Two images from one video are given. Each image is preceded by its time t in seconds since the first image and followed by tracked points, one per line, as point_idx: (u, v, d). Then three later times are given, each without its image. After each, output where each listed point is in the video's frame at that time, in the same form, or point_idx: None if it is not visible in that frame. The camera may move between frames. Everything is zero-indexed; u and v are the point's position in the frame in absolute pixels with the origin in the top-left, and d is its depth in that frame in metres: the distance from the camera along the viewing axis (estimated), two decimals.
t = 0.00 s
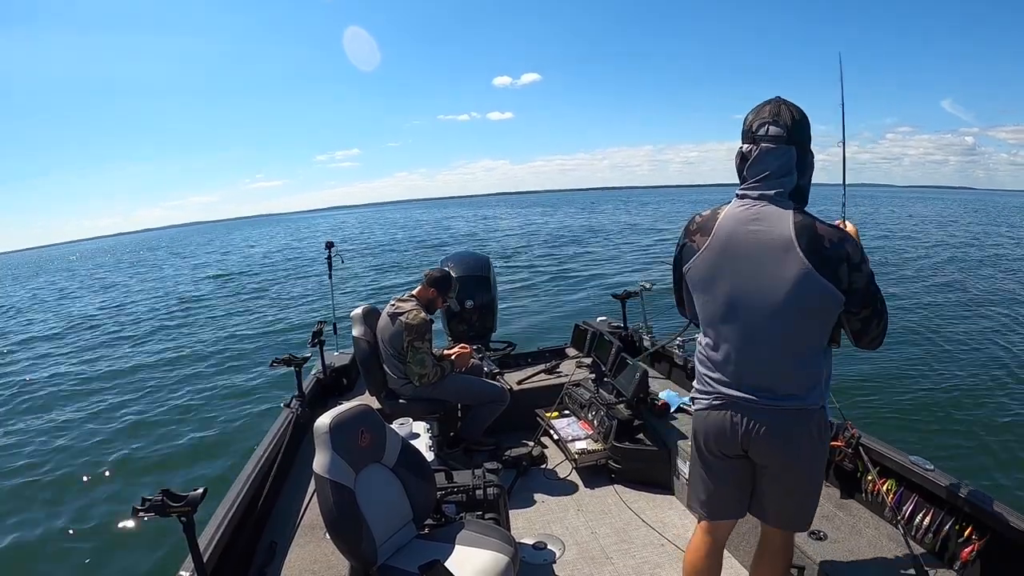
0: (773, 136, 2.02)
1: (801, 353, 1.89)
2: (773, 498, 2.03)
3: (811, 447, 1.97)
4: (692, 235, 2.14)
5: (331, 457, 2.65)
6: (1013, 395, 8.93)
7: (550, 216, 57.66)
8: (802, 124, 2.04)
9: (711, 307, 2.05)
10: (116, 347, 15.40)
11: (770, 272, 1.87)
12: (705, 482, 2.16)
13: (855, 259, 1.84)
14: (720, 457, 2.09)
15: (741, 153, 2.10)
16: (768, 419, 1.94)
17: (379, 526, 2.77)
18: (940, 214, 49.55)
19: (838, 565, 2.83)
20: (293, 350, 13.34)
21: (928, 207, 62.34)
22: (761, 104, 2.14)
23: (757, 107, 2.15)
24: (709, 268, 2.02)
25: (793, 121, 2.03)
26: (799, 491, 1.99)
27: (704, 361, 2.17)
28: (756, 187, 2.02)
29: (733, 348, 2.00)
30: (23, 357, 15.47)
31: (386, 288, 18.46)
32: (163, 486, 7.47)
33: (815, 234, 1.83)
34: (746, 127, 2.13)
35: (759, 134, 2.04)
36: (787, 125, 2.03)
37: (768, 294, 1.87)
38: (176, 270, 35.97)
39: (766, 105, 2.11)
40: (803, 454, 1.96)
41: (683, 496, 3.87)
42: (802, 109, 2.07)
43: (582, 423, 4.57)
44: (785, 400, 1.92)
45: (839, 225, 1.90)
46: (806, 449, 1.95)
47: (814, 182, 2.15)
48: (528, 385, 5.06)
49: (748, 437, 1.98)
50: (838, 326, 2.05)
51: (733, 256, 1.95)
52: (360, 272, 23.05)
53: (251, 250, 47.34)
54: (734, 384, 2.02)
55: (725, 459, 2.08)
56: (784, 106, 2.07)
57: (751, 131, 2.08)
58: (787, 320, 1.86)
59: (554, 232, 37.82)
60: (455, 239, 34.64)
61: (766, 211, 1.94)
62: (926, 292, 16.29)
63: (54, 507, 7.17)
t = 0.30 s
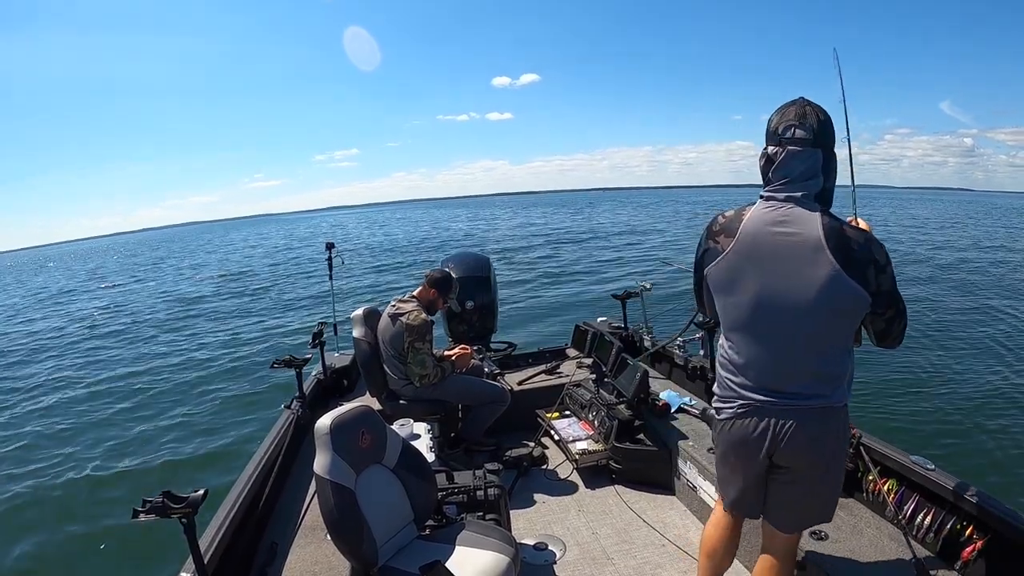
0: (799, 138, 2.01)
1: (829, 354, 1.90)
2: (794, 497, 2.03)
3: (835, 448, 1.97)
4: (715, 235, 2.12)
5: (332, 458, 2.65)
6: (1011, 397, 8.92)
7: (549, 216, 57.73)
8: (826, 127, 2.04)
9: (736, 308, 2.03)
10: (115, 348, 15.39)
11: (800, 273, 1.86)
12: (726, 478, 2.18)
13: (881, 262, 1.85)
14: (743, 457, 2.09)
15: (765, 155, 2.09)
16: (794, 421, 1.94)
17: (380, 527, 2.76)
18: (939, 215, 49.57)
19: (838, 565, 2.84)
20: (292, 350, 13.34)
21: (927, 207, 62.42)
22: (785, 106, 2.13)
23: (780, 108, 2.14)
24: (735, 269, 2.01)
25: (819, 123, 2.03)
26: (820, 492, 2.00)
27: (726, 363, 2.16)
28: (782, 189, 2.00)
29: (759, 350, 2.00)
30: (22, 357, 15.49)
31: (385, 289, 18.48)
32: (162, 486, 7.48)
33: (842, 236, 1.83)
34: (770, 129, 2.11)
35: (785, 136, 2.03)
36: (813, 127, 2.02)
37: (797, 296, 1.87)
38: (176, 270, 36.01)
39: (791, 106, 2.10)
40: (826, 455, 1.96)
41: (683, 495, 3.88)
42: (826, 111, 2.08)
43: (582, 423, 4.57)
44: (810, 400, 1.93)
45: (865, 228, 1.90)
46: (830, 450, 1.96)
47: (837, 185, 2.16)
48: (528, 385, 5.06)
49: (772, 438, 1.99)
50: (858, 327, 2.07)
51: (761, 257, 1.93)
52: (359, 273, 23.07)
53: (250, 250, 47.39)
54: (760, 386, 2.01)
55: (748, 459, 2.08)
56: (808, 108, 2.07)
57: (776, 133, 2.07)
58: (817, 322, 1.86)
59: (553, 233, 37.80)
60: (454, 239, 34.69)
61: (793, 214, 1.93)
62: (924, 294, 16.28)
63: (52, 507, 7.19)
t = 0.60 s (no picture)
0: (812, 138, 2.01)
1: (837, 354, 1.90)
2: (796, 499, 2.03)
3: (838, 450, 1.97)
4: (726, 234, 2.12)
5: (332, 458, 2.65)
6: (1010, 399, 8.92)
7: (549, 216, 57.70)
8: (838, 127, 2.04)
9: (746, 308, 2.03)
10: (114, 345, 15.37)
11: (810, 274, 1.86)
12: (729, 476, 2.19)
13: (891, 263, 1.85)
14: (747, 457, 2.09)
15: (777, 155, 2.08)
16: (799, 422, 1.95)
17: (380, 527, 2.76)
18: (938, 217, 49.62)
19: (837, 566, 2.84)
20: (291, 349, 13.33)
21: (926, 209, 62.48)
22: (797, 106, 2.13)
23: (792, 108, 2.14)
24: (746, 269, 2.01)
25: (830, 124, 2.03)
26: (821, 494, 2.01)
27: (734, 363, 2.16)
28: (793, 189, 2.00)
29: (768, 350, 1.99)
30: (21, 354, 15.47)
31: (385, 288, 18.48)
32: (161, 484, 7.48)
33: (854, 237, 1.83)
34: (782, 129, 2.11)
35: (797, 136, 2.03)
36: (826, 128, 2.02)
37: (808, 297, 1.87)
38: (175, 268, 35.94)
39: (802, 107, 2.10)
40: (829, 458, 1.96)
41: (683, 496, 3.88)
42: (838, 112, 2.07)
43: (582, 424, 4.57)
44: (817, 401, 1.93)
45: (875, 229, 1.91)
46: (833, 452, 1.96)
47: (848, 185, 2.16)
48: (527, 385, 5.07)
49: (775, 438, 1.99)
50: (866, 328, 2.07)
51: (771, 257, 1.93)
52: (359, 272, 23.06)
53: (249, 248, 47.32)
54: (767, 387, 2.01)
55: (751, 458, 2.08)
56: (820, 109, 2.06)
57: (788, 133, 2.07)
58: (826, 322, 1.85)
59: (553, 232, 37.77)
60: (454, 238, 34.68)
61: (805, 214, 1.93)
62: (924, 296, 16.29)
63: (51, 505, 7.18)
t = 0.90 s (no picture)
0: (811, 136, 2.01)
1: (837, 354, 1.90)
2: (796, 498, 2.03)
3: (838, 449, 1.97)
4: (726, 233, 2.12)
5: (332, 457, 2.65)
6: (1011, 396, 8.92)
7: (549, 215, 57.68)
8: (838, 126, 2.04)
9: (746, 308, 2.03)
10: (114, 345, 15.37)
11: (810, 273, 1.86)
12: (728, 476, 2.18)
13: (892, 263, 1.85)
14: (746, 458, 2.09)
15: (776, 153, 2.08)
16: (799, 422, 1.95)
17: (380, 526, 2.77)
18: (938, 214, 49.56)
19: (837, 566, 2.84)
20: (291, 349, 13.32)
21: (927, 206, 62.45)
22: (797, 105, 2.13)
23: (792, 107, 2.14)
24: (745, 268, 2.01)
25: (830, 123, 2.03)
26: (821, 493, 2.00)
27: (734, 363, 2.16)
28: (793, 188, 2.00)
29: (768, 349, 1.99)
30: (21, 355, 15.46)
31: (385, 287, 18.48)
32: (161, 483, 7.47)
33: (854, 236, 1.83)
34: (782, 128, 2.11)
35: (797, 134, 2.03)
36: (825, 127, 2.02)
37: (808, 296, 1.87)
38: (175, 268, 35.93)
39: (803, 106, 2.10)
40: (828, 456, 1.96)
41: (682, 496, 3.88)
42: (837, 111, 2.07)
43: (582, 423, 4.57)
44: (816, 400, 1.93)
45: (875, 228, 1.91)
46: (832, 451, 1.96)
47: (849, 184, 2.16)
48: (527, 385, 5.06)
49: (774, 438, 1.99)
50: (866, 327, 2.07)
51: (771, 256, 1.93)
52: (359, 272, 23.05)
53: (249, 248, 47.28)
54: (767, 387, 2.01)
55: (749, 459, 2.08)
56: (820, 107, 2.06)
57: (788, 132, 2.07)
58: (826, 322, 1.85)
59: (553, 232, 37.76)
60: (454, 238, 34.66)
61: (805, 213, 1.93)
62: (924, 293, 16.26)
63: (50, 504, 7.17)
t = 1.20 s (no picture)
0: (810, 136, 2.01)
1: (836, 355, 1.90)
2: (796, 498, 2.03)
3: (838, 450, 1.97)
4: (725, 234, 2.12)
5: (331, 458, 2.65)
6: (1012, 394, 8.91)
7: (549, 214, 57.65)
8: (836, 125, 2.04)
9: (746, 309, 2.03)
10: (115, 347, 15.40)
11: (809, 273, 1.86)
12: (729, 477, 2.18)
13: (892, 263, 1.85)
14: (747, 458, 2.09)
15: (775, 153, 2.08)
16: (800, 423, 1.94)
17: (380, 527, 2.77)
18: (938, 211, 49.48)
19: (837, 566, 2.84)
20: (292, 349, 13.33)
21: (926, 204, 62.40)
22: (795, 105, 2.13)
23: (791, 107, 2.14)
24: (744, 269, 2.01)
25: (828, 122, 2.03)
26: (821, 493, 2.01)
27: (733, 364, 2.15)
28: (792, 188, 2.00)
29: (767, 350, 1.99)
30: (22, 357, 15.50)
31: (386, 288, 18.50)
32: (163, 484, 7.48)
33: (853, 236, 1.84)
34: (781, 127, 2.11)
35: (796, 134, 2.03)
36: (824, 126, 2.02)
37: (808, 297, 1.86)
38: (176, 270, 35.97)
39: (801, 106, 2.10)
40: (829, 457, 1.96)
41: (682, 496, 3.88)
42: (835, 111, 2.07)
43: (582, 423, 4.57)
44: (816, 401, 1.93)
45: (875, 228, 1.91)
46: (833, 452, 1.96)
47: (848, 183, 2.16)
48: (527, 385, 5.07)
49: (775, 439, 1.99)
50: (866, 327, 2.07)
51: (772, 256, 1.93)
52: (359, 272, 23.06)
53: (250, 249, 47.35)
54: (766, 388, 2.01)
55: (750, 459, 2.08)
56: (819, 108, 2.06)
57: (786, 132, 2.07)
58: (826, 323, 1.85)
59: (554, 231, 37.78)
60: (454, 238, 34.67)
61: (803, 214, 1.93)
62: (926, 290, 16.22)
63: (52, 505, 7.18)
